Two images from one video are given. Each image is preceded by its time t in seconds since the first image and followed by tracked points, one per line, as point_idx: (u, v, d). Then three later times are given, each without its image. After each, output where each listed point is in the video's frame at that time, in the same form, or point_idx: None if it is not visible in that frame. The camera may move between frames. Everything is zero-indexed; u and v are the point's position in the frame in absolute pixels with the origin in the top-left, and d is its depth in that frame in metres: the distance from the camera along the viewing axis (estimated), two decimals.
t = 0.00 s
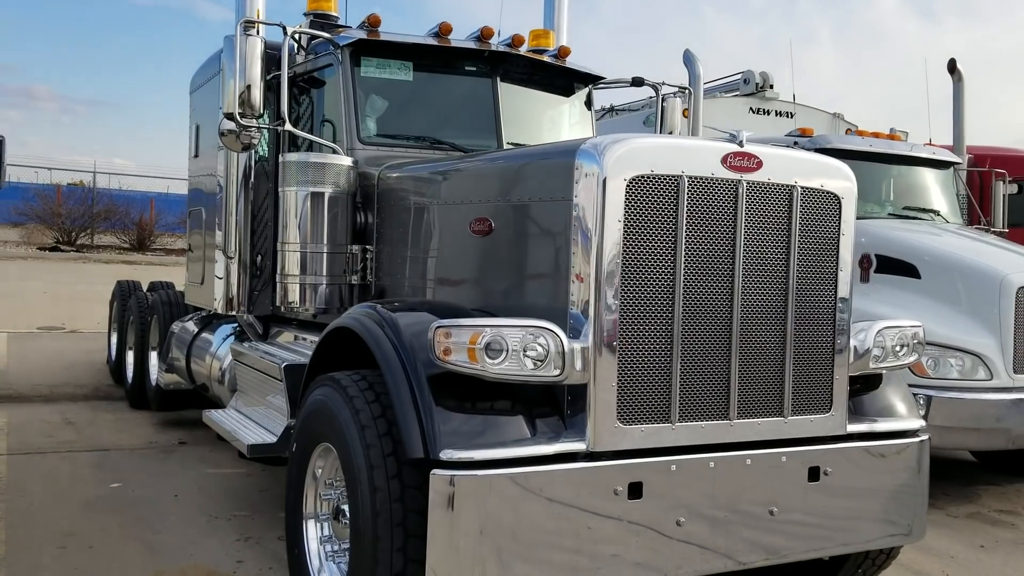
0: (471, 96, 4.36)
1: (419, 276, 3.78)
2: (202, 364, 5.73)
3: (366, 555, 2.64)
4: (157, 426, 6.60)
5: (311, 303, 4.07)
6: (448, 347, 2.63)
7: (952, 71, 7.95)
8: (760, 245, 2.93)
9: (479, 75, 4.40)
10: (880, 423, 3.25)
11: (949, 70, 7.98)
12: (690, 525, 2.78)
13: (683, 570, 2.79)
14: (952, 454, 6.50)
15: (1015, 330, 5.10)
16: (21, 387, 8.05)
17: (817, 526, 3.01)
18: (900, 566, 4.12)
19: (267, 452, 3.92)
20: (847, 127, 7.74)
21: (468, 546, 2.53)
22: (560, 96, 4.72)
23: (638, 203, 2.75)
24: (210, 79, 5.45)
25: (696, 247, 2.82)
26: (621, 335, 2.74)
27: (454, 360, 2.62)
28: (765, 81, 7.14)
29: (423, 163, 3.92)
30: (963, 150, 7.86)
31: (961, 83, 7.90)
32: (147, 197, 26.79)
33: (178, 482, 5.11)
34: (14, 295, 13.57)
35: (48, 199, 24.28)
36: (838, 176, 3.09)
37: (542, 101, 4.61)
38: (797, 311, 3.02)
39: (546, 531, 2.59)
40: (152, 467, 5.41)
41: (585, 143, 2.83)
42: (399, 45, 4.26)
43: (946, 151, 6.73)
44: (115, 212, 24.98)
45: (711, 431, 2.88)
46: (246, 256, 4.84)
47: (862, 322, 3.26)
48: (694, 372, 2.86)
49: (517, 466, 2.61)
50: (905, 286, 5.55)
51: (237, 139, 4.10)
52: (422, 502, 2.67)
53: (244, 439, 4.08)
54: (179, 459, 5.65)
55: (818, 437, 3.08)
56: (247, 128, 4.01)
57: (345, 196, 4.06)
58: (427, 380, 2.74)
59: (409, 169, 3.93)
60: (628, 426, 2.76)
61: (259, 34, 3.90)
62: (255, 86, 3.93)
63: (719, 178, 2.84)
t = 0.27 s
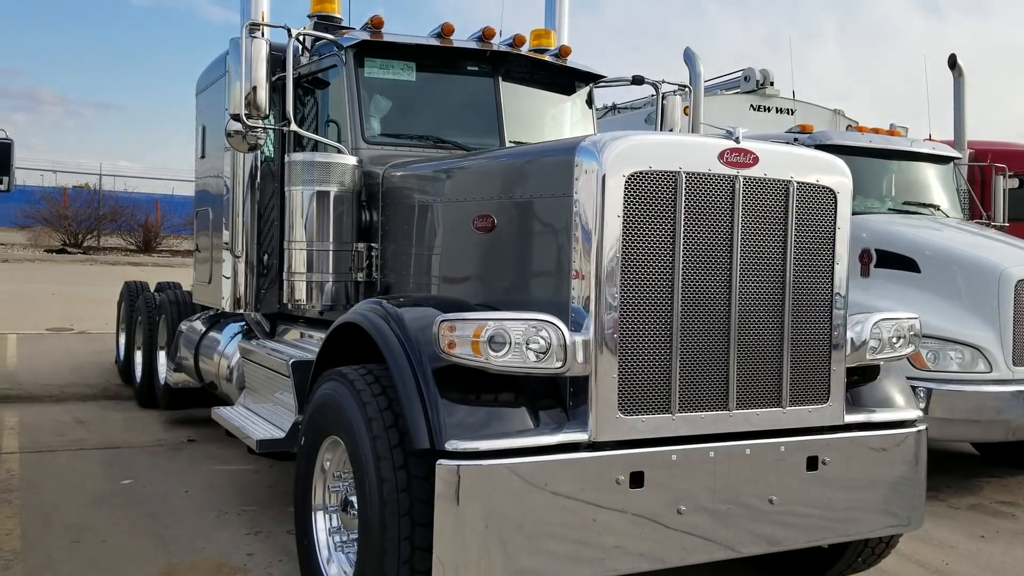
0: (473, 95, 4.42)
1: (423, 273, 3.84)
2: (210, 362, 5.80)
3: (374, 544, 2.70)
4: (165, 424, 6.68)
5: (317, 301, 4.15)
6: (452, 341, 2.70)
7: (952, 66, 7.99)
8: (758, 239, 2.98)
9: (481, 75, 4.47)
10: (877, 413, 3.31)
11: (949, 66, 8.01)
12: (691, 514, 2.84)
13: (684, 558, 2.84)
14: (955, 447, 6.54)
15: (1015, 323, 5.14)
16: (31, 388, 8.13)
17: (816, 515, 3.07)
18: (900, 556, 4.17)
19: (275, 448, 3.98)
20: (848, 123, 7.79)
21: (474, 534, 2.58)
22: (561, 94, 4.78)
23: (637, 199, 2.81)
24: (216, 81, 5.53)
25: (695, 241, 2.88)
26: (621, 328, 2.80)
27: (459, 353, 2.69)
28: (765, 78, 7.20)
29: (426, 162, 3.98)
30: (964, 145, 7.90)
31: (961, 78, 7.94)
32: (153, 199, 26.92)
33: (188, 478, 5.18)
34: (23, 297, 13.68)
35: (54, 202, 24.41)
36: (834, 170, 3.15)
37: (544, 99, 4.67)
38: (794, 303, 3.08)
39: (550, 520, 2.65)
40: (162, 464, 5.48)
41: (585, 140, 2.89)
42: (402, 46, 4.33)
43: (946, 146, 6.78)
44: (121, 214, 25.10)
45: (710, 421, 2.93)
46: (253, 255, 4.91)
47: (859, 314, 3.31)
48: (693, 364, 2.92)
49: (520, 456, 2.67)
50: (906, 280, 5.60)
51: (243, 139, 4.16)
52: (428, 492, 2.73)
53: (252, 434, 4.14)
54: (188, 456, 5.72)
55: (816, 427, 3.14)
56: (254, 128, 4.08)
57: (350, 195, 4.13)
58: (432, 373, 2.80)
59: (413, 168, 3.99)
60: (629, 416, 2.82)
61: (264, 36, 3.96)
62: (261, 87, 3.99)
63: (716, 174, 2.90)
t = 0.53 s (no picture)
0: (478, 96, 4.50)
1: (431, 271, 3.92)
2: (220, 360, 5.88)
3: (387, 533, 2.78)
4: (175, 422, 6.77)
5: (327, 299, 4.23)
6: (462, 335, 2.78)
7: (952, 65, 8.06)
8: (759, 236, 3.06)
9: (486, 76, 4.55)
10: (876, 406, 3.38)
11: (948, 64, 8.08)
12: (694, 505, 2.91)
13: (688, 548, 2.92)
14: (955, 442, 6.60)
15: (1013, 318, 5.21)
16: (42, 387, 8.23)
17: (816, 505, 3.14)
18: (900, 547, 4.24)
19: (287, 443, 4.06)
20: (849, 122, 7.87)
21: (485, 523, 2.66)
22: (565, 95, 4.86)
23: (640, 197, 2.88)
24: (224, 84, 5.61)
25: (697, 238, 2.96)
26: (626, 323, 2.88)
27: (468, 348, 2.77)
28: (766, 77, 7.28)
29: (433, 162, 4.06)
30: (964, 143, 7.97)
31: (961, 77, 8.00)
32: (157, 200, 27.03)
33: (199, 475, 5.27)
34: (31, 299, 13.77)
35: (59, 203, 24.51)
36: (832, 169, 3.22)
37: (548, 100, 4.75)
38: (794, 299, 3.16)
39: (558, 510, 2.73)
40: (173, 461, 5.57)
41: (589, 140, 2.96)
42: (408, 48, 4.41)
43: (945, 144, 6.85)
44: (126, 215, 25.21)
45: (713, 414, 3.01)
46: (263, 254, 5.00)
47: (858, 309, 3.39)
48: (696, 358, 2.99)
49: (528, 448, 2.75)
50: (906, 277, 5.66)
51: (254, 141, 4.25)
52: (439, 482, 2.81)
53: (264, 430, 4.22)
54: (198, 453, 5.81)
55: (817, 419, 3.22)
56: (264, 130, 4.16)
57: (359, 195, 4.21)
58: (441, 368, 2.88)
59: (420, 168, 4.07)
60: (634, 409, 2.90)
61: (273, 39, 4.06)
62: (271, 89, 4.10)
63: (717, 172, 2.98)
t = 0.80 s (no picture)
0: (481, 98, 4.57)
1: (434, 271, 3.99)
2: (226, 359, 5.95)
3: (392, 525, 2.85)
4: (181, 421, 6.84)
5: (333, 298, 4.29)
6: (465, 332, 2.84)
7: (951, 65, 8.10)
8: (755, 234, 3.12)
9: (489, 78, 4.62)
10: (872, 402, 3.44)
11: (948, 64, 8.13)
12: (693, 499, 2.98)
13: (687, 540, 2.98)
14: (955, 439, 6.65)
15: (1010, 316, 5.27)
16: (49, 387, 8.31)
17: (813, 499, 3.20)
18: (898, 542, 4.30)
19: (294, 440, 4.12)
20: (848, 122, 7.93)
21: (488, 516, 2.72)
22: (566, 96, 4.93)
23: (639, 197, 2.95)
24: (230, 86, 5.69)
25: (695, 237, 3.02)
26: (625, 320, 2.94)
27: (471, 345, 2.83)
28: (766, 78, 7.35)
29: (436, 163, 4.13)
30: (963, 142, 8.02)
31: (960, 77, 8.05)
32: (161, 202, 27.15)
33: (206, 472, 5.34)
34: (37, 300, 13.87)
35: (64, 205, 24.63)
36: (828, 169, 3.28)
37: (549, 102, 4.82)
38: (791, 296, 3.22)
39: (559, 503, 2.79)
40: (180, 459, 5.64)
41: (590, 142, 3.03)
42: (412, 51, 4.48)
43: (944, 144, 6.90)
44: (130, 217, 25.31)
45: (711, 409, 3.08)
46: (269, 254, 5.08)
47: (854, 306, 3.45)
48: (695, 354, 3.06)
49: (530, 442, 2.81)
50: (904, 276, 5.71)
51: (260, 142, 4.34)
52: (444, 476, 2.88)
53: (271, 428, 4.29)
54: (204, 451, 5.88)
55: (813, 414, 3.28)
56: (271, 132, 4.24)
57: (363, 195, 4.28)
58: (445, 364, 2.95)
59: (424, 169, 4.14)
60: (633, 404, 2.96)
61: (279, 43, 4.14)
62: (277, 92, 4.18)
63: (715, 173, 3.04)
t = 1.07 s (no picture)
0: (464, 96, 4.61)
1: (417, 267, 4.02)
2: (210, 356, 5.97)
3: (373, 517, 2.89)
4: (166, 418, 6.85)
5: (315, 294, 4.34)
6: (446, 328, 2.87)
7: (931, 63, 8.18)
8: (732, 231, 3.18)
9: (472, 76, 4.65)
10: (846, 395, 3.50)
11: (927, 62, 8.21)
12: (671, 490, 3.03)
13: (664, 531, 3.03)
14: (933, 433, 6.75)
15: (985, 311, 5.36)
16: (34, 384, 8.29)
17: (788, 490, 3.26)
18: (874, 533, 4.37)
19: (277, 436, 4.15)
20: (829, 120, 8.01)
21: (469, 507, 2.77)
22: (549, 94, 4.97)
23: (618, 195, 3.00)
24: (213, 84, 5.70)
25: (673, 234, 3.07)
26: (604, 315, 2.99)
27: (452, 340, 2.87)
28: (747, 77, 7.42)
29: (419, 160, 4.16)
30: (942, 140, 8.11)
31: (939, 75, 8.14)
32: (145, 199, 27.02)
33: (190, 468, 5.35)
34: (22, 298, 13.80)
35: (47, 202, 24.48)
36: (803, 167, 3.34)
37: (532, 100, 4.86)
38: (767, 292, 3.28)
39: (538, 495, 2.84)
40: (164, 455, 5.66)
41: (569, 140, 3.07)
42: (395, 49, 4.50)
43: (922, 142, 6.99)
44: (114, 214, 25.18)
45: (688, 402, 3.13)
46: (252, 251, 5.11)
47: (829, 302, 3.52)
48: (672, 349, 3.11)
49: (509, 436, 2.86)
50: (882, 272, 5.79)
51: (243, 139, 4.34)
52: (425, 469, 2.92)
53: (255, 424, 4.31)
54: (189, 448, 5.89)
55: (788, 407, 3.35)
56: (253, 129, 4.26)
57: (346, 192, 4.32)
58: (426, 360, 2.98)
59: (407, 167, 4.17)
60: (611, 398, 3.01)
61: (262, 41, 4.15)
62: (260, 89, 4.19)
63: (692, 171, 3.09)
